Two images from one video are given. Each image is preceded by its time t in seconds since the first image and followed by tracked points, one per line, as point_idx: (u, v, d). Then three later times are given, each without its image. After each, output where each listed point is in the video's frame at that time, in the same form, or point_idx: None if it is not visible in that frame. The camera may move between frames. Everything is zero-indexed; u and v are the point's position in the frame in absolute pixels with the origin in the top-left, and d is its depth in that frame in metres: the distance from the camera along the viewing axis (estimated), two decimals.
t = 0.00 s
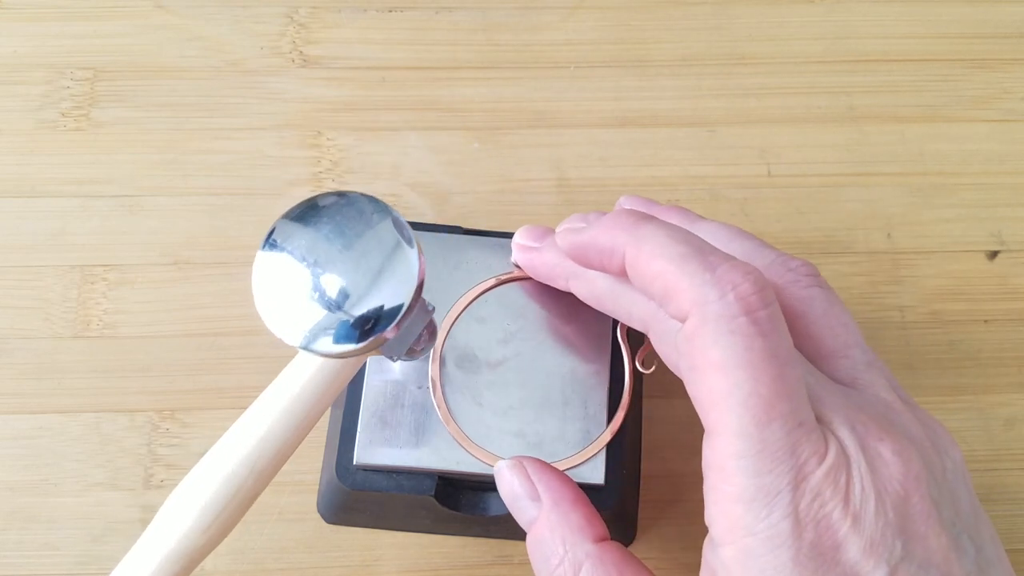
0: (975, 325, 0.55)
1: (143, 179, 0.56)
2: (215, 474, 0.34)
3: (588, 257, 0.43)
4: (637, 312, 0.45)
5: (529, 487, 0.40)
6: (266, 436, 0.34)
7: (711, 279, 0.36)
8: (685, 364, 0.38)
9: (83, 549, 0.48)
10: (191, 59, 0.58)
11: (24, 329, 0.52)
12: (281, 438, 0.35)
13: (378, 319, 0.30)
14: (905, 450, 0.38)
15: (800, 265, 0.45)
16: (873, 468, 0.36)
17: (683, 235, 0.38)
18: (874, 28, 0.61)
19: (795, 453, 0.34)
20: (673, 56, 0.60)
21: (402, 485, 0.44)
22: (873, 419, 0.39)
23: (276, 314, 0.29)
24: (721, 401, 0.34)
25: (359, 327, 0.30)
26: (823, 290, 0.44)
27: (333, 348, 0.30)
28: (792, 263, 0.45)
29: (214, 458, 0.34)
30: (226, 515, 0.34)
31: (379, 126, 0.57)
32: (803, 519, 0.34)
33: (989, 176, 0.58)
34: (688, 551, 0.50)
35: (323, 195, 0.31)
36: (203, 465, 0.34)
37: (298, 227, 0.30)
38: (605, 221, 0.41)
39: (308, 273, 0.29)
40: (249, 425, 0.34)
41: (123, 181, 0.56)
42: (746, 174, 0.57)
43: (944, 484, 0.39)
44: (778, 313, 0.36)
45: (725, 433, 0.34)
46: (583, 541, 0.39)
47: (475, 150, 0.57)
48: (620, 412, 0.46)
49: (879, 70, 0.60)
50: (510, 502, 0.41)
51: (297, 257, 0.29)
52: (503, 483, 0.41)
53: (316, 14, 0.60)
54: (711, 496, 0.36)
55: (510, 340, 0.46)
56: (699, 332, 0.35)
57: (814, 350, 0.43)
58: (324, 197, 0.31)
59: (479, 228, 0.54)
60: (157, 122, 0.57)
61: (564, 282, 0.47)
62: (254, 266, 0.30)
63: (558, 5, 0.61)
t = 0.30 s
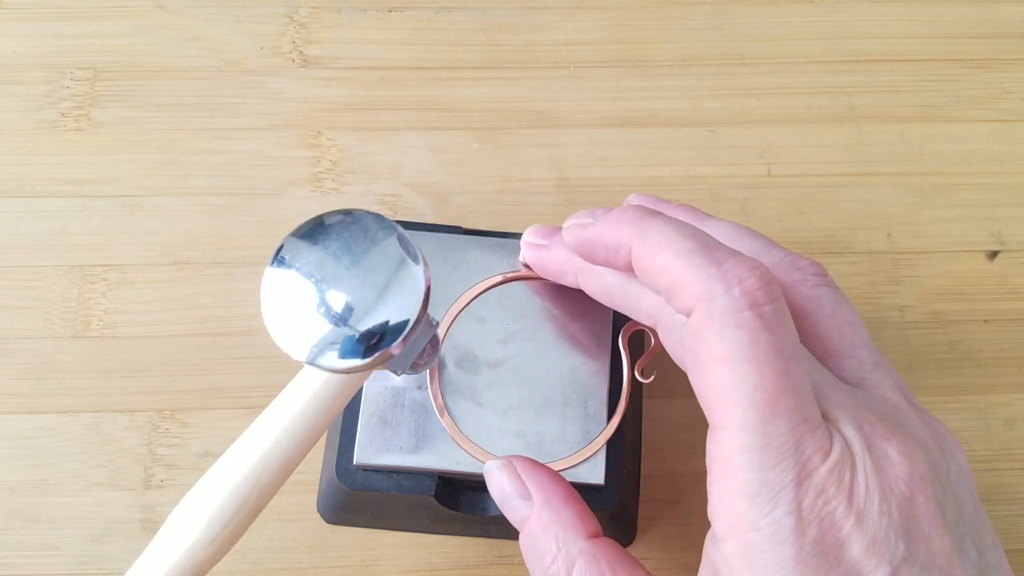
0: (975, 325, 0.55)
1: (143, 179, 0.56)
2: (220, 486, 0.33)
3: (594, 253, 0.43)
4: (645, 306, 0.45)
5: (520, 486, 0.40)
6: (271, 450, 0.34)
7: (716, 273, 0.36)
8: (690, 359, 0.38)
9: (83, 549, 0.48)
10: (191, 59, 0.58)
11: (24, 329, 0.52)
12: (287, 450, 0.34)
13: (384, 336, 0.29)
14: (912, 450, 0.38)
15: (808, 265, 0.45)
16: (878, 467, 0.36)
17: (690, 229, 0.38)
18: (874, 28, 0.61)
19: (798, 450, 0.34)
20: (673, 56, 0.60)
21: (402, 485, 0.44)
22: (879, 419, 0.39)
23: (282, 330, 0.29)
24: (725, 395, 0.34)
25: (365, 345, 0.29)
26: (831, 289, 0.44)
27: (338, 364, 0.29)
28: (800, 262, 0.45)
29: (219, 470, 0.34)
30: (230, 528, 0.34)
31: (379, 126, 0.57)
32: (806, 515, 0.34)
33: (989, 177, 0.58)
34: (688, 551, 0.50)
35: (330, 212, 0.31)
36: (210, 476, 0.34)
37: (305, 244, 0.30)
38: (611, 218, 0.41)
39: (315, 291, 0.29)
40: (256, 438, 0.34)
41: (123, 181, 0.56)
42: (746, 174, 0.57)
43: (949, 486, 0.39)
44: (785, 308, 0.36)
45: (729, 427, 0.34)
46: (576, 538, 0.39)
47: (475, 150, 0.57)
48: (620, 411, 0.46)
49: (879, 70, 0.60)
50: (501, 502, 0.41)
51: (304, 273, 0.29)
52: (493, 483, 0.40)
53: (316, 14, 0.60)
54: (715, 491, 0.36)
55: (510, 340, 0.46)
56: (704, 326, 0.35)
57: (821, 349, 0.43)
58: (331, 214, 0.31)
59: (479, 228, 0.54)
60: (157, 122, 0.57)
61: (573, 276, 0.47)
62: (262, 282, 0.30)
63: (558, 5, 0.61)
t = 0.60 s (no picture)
0: (975, 325, 0.55)
1: (143, 179, 0.56)
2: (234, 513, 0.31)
3: (603, 250, 0.43)
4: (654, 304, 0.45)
5: (501, 487, 0.40)
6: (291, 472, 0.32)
7: (728, 267, 0.36)
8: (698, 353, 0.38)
9: (84, 549, 0.48)
10: (191, 59, 0.58)
11: (24, 329, 0.52)
12: (305, 472, 0.32)
13: (392, 370, 0.29)
14: (924, 453, 0.37)
15: (821, 264, 0.45)
16: (889, 468, 0.36)
17: (703, 225, 0.38)
18: (874, 28, 0.61)
19: (807, 445, 0.34)
20: (673, 56, 0.60)
21: (402, 485, 0.44)
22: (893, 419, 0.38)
23: (290, 366, 0.29)
24: (735, 386, 0.34)
25: (373, 379, 0.29)
26: (845, 290, 0.44)
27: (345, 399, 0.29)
28: (813, 262, 0.45)
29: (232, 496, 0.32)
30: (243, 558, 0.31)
31: (379, 126, 0.57)
32: (813, 512, 0.34)
33: (989, 177, 0.58)
34: (688, 550, 0.50)
35: (338, 248, 0.31)
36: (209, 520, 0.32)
37: (313, 278, 0.29)
38: (624, 213, 0.41)
39: (323, 324, 0.29)
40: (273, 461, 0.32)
41: (123, 181, 0.56)
42: (746, 174, 0.57)
43: (958, 491, 0.38)
44: (796, 303, 0.36)
45: (738, 420, 0.34)
46: (569, 526, 0.39)
47: (475, 150, 0.57)
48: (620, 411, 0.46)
49: (879, 70, 0.60)
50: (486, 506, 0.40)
51: (312, 307, 0.29)
52: (471, 491, 0.40)
53: (316, 14, 0.60)
54: (722, 483, 0.36)
55: (510, 340, 0.46)
56: (714, 318, 0.36)
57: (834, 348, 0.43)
58: (339, 249, 0.30)
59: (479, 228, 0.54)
60: (157, 122, 0.57)
61: (586, 274, 0.47)
62: (271, 318, 0.30)
63: (558, 5, 0.61)
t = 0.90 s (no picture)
0: (975, 325, 0.55)
1: (143, 179, 0.56)
2: (232, 511, 0.32)
3: (605, 249, 0.43)
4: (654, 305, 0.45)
5: (497, 487, 0.40)
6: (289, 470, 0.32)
7: (727, 268, 0.36)
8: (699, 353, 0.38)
9: (84, 549, 0.48)
10: (191, 59, 0.58)
11: (24, 328, 0.52)
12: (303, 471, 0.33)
13: (386, 372, 0.29)
14: (925, 454, 0.37)
15: (823, 264, 0.45)
16: (890, 470, 0.36)
17: (703, 225, 0.38)
18: (874, 28, 0.61)
19: (807, 446, 0.34)
20: (672, 56, 0.60)
21: (402, 485, 0.44)
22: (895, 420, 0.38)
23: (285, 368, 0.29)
24: (735, 387, 0.34)
25: (367, 381, 0.29)
26: (847, 290, 0.44)
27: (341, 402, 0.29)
28: (816, 262, 0.45)
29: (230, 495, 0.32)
30: (240, 556, 0.31)
31: (379, 126, 0.57)
32: (813, 512, 0.34)
33: (989, 176, 0.58)
34: (688, 550, 0.50)
35: (334, 251, 0.31)
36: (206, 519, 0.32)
37: (309, 280, 0.29)
38: (624, 214, 0.41)
39: (319, 325, 0.29)
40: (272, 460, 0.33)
41: (123, 181, 0.56)
42: (746, 174, 0.57)
43: (959, 494, 0.39)
44: (797, 303, 0.36)
45: (738, 420, 0.34)
46: (567, 525, 0.39)
47: (475, 150, 0.57)
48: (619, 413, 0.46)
49: (878, 71, 0.60)
50: (484, 506, 0.40)
51: (308, 309, 0.29)
52: (470, 491, 0.40)
53: (316, 14, 0.60)
54: (722, 483, 0.36)
55: (510, 340, 0.46)
56: (714, 319, 0.36)
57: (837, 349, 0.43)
58: (335, 253, 0.31)
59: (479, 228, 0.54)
60: (157, 122, 0.57)
61: (592, 275, 0.47)
62: (266, 320, 0.30)
63: (558, 5, 0.61)
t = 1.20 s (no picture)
0: (976, 325, 0.55)
1: (142, 179, 0.56)
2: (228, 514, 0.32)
3: (575, 271, 0.44)
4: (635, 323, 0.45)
5: (532, 500, 0.40)
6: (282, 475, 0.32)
7: (691, 297, 0.37)
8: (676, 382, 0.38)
9: (84, 549, 0.49)
10: (191, 59, 0.58)
11: (24, 328, 0.52)
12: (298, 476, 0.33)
13: (388, 367, 0.29)
14: (913, 474, 0.37)
15: (818, 281, 0.45)
16: (877, 490, 0.36)
17: (668, 253, 0.39)
18: (874, 28, 0.61)
19: (787, 470, 0.34)
20: (672, 56, 0.60)
21: (402, 485, 0.44)
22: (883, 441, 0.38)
23: (284, 364, 0.29)
24: (708, 416, 0.34)
25: (368, 376, 0.29)
26: (839, 305, 0.44)
27: (341, 399, 0.29)
28: (807, 277, 0.45)
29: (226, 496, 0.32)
30: (235, 559, 0.32)
31: (379, 126, 0.57)
32: (802, 537, 0.34)
33: (989, 177, 0.58)
34: (688, 551, 0.50)
35: (334, 244, 0.30)
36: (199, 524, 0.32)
37: (308, 273, 0.29)
38: (591, 241, 0.42)
39: (317, 318, 0.28)
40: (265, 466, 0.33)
41: (123, 181, 0.56)
42: (746, 174, 0.57)
43: (950, 510, 0.38)
44: (763, 328, 0.36)
45: (716, 448, 0.34)
46: (581, 553, 0.39)
47: (475, 150, 0.57)
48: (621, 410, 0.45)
49: (879, 71, 0.60)
50: (510, 513, 0.41)
51: (307, 301, 0.28)
52: (506, 494, 0.41)
53: (316, 14, 0.60)
54: (710, 512, 0.35)
55: (510, 340, 0.46)
56: (681, 349, 0.36)
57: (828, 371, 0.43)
58: (335, 246, 0.30)
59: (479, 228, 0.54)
60: (157, 122, 0.57)
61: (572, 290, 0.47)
62: (262, 314, 0.29)
63: (558, 5, 0.61)
